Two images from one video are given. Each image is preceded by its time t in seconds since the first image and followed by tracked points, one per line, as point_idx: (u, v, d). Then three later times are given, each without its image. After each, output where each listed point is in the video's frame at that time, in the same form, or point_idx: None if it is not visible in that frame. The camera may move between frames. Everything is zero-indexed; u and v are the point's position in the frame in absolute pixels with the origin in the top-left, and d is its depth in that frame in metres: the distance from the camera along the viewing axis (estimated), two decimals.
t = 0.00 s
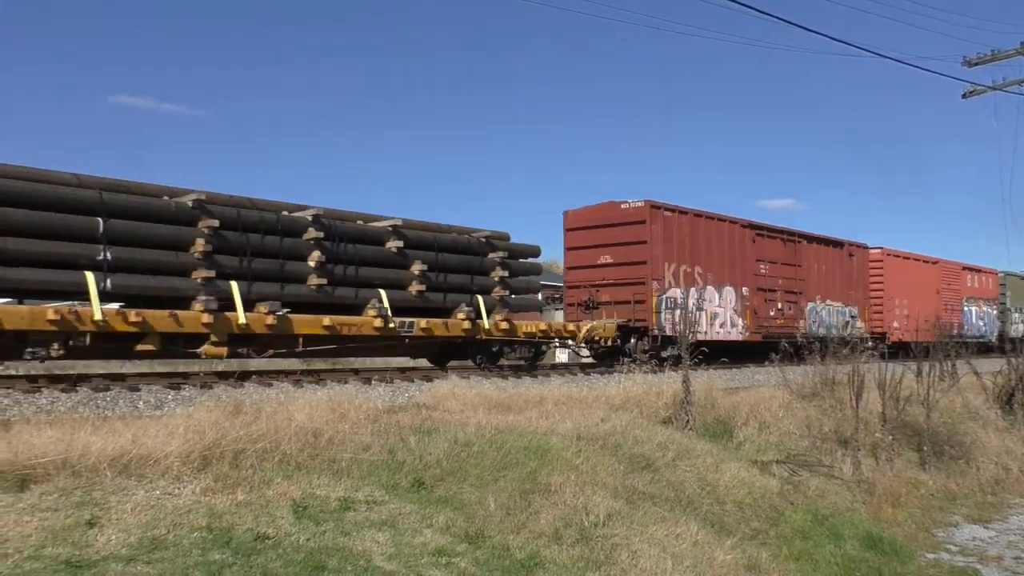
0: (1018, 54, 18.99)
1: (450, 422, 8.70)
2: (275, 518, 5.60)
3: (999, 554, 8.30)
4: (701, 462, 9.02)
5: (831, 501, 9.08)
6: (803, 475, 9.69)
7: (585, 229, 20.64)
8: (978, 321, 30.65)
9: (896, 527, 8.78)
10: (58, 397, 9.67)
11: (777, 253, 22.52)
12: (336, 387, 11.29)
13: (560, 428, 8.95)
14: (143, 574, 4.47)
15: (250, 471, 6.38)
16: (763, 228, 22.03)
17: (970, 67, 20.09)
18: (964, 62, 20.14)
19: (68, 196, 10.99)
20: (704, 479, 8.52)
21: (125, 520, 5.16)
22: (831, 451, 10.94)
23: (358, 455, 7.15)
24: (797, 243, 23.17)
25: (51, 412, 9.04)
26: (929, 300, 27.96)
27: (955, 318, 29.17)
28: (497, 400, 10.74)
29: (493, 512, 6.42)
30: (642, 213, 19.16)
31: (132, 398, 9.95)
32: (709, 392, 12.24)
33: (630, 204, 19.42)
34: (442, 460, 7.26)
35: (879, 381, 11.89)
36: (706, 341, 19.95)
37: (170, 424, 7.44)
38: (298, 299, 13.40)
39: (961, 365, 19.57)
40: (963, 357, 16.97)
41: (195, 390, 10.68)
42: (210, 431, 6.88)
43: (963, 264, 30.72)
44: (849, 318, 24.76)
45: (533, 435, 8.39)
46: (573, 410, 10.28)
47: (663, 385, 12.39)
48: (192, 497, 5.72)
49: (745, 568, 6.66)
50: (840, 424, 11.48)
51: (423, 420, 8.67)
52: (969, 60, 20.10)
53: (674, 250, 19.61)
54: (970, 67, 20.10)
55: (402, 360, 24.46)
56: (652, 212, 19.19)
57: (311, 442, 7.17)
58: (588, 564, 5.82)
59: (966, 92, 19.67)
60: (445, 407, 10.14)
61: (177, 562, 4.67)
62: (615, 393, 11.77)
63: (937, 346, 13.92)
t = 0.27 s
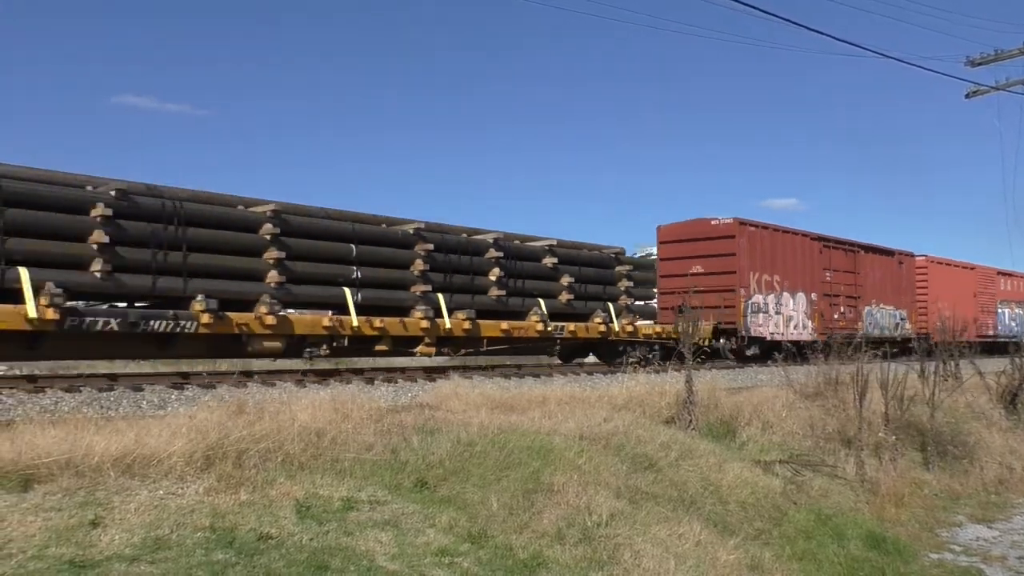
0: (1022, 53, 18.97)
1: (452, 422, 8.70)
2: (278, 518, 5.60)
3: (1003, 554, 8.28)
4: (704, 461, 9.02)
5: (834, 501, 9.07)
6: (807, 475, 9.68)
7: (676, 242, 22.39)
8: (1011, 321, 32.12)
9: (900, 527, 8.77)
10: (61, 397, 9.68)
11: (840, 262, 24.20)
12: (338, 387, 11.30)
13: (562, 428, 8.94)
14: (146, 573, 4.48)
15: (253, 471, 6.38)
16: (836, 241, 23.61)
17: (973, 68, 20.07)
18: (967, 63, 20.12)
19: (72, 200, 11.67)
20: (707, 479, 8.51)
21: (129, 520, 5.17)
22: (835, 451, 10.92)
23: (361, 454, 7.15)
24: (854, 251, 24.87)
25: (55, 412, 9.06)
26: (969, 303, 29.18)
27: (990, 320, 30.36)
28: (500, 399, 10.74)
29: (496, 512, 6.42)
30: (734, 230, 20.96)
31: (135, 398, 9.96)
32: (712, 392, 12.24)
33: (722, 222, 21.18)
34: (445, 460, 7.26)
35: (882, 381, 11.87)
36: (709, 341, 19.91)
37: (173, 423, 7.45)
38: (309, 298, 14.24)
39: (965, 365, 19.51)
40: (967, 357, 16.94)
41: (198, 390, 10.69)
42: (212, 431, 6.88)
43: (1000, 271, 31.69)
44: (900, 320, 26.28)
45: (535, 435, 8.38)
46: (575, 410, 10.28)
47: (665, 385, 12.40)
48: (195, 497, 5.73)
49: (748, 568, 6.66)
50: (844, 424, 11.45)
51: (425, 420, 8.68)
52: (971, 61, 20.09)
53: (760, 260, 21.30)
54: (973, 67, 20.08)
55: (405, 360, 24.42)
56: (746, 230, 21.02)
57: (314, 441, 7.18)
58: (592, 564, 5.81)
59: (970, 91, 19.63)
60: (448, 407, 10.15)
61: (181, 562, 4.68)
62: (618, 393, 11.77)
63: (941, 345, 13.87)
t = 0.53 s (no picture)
0: None
1: (455, 422, 8.70)
2: (280, 517, 5.60)
3: (1006, 553, 8.27)
4: (707, 461, 9.02)
5: (837, 500, 9.06)
6: (809, 475, 9.68)
7: (751, 252, 24.41)
8: None
9: (902, 527, 8.75)
10: (64, 397, 9.70)
11: (890, 270, 25.87)
12: (340, 387, 11.31)
13: (564, 428, 8.95)
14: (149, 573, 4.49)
15: (256, 471, 6.39)
16: (889, 249, 25.18)
17: (977, 67, 20.02)
18: (970, 62, 20.08)
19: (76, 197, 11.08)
20: (709, 479, 8.51)
21: (132, 520, 5.18)
22: (837, 450, 10.91)
23: (363, 454, 7.16)
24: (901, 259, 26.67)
25: (58, 412, 9.07)
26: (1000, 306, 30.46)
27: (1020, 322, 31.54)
28: (502, 399, 10.75)
29: (498, 512, 6.42)
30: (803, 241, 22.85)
31: (138, 398, 9.98)
32: (714, 391, 12.24)
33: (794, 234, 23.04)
34: (447, 460, 7.27)
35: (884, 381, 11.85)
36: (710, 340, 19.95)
37: (176, 423, 7.46)
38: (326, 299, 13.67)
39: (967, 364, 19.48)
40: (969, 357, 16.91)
41: (200, 390, 10.71)
42: (215, 431, 6.89)
43: None
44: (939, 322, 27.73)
45: (538, 435, 8.38)
46: (577, 409, 10.29)
47: (667, 385, 12.39)
48: (198, 497, 5.74)
49: (751, 568, 6.66)
50: (846, 424, 11.44)
51: (427, 420, 8.68)
52: (974, 59, 20.05)
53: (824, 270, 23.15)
54: (976, 66, 20.04)
55: (407, 360, 24.43)
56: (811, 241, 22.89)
57: (316, 441, 7.18)
58: (594, 563, 5.81)
59: (972, 91, 19.60)
60: (450, 407, 10.15)
61: (184, 561, 4.69)
62: (620, 393, 11.77)
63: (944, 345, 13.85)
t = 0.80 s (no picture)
0: None
1: (457, 421, 8.70)
2: (282, 517, 5.61)
3: (1008, 553, 8.26)
4: (709, 460, 9.02)
5: (839, 500, 9.05)
6: (811, 474, 9.69)
7: (811, 259, 25.75)
8: None
9: (904, 526, 8.73)
10: (66, 396, 9.71)
11: (933, 274, 27.02)
12: (342, 387, 11.33)
13: (566, 427, 8.95)
14: (152, 572, 4.49)
15: (258, 470, 6.40)
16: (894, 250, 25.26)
17: (979, 65, 20.01)
18: (972, 61, 20.08)
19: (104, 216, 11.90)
20: (712, 478, 8.50)
21: (134, 519, 5.18)
22: (838, 449, 10.91)
23: (365, 453, 7.17)
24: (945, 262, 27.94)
25: (60, 411, 9.09)
26: None
27: None
28: (504, 399, 10.75)
29: (500, 511, 6.43)
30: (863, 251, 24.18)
31: (140, 398, 9.99)
32: (716, 391, 12.24)
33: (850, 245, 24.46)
34: (449, 459, 7.27)
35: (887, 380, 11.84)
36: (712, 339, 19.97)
37: (178, 422, 7.48)
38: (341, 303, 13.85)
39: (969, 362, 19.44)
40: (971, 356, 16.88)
41: (202, 390, 10.72)
42: (217, 430, 6.89)
43: None
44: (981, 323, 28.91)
45: (539, 434, 8.38)
46: (579, 409, 10.28)
47: (669, 384, 12.40)
48: (200, 496, 5.75)
49: (753, 567, 6.65)
50: (848, 423, 11.42)
51: (430, 419, 8.68)
52: (977, 58, 20.03)
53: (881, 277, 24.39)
54: (978, 64, 20.03)
55: (408, 360, 24.44)
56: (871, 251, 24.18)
57: (318, 441, 7.19)
58: (595, 563, 5.81)
59: (975, 89, 19.58)
60: (452, 406, 10.16)
61: (186, 560, 4.70)
62: (622, 392, 11.77)
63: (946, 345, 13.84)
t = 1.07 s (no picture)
0: None
1: (458, 421, 8.70)
2: (283, 516, 5.61)
3: (1009, 552, 8.25)
4: (710, 460, 9.01)
5: (839, 499, 9.05)
6: (811, 473, 9.69)
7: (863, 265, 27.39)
8: None
9: (905, 526, 8.72)
10: (67, 395, 9.72)
11: (966, 277, 28.67)
12: (343, 386, 11.34)
13: (567, 426, 8.95)
14: (152, 572, 4.49)
15: (259, 470, 6.40)
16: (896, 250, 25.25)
17: (981, 65, 19.99)
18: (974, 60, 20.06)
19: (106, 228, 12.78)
20: (713, 478, 8.50)
21: (135, 518, 5.18)
22: (839, 449, 10.90)
23: (366, 453, 7.17)
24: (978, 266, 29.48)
25: (62, 411, 9.10)
26: None
27: None
28: (505, 398, 10.76)
29: (500, 510, 6.42)
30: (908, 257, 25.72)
31: (141, 397, 10.00)
32: (717, 390, 12.25)
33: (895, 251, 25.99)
34: (450, 459, 7.27)
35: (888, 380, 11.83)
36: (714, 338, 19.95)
37: (180, 422, 7.50)
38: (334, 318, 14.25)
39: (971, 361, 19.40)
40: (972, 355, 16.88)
41: (203, 389, 10.73)
42: (218, 430, 6.90)
43: None
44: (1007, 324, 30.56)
45: (540, 433, 8.38)
46: (580, 408, 10.29)
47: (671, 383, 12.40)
48: (201, 495, 5.75)
49: (753, 567, 6.65)
50: (850, 423, 11.42)
51: (431, 419, 8.69)
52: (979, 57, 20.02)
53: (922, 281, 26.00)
54: (980, 63, 20.01)
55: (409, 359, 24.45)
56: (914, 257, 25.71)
57: (319, 440, 7.19)
58: (596, 562, 5.80)
59: (976, 88, 19.55)
60: (453, 406, 10.17)
61: (187, 560, 4.70)
62: (623, 392, 11.78)
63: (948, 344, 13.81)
